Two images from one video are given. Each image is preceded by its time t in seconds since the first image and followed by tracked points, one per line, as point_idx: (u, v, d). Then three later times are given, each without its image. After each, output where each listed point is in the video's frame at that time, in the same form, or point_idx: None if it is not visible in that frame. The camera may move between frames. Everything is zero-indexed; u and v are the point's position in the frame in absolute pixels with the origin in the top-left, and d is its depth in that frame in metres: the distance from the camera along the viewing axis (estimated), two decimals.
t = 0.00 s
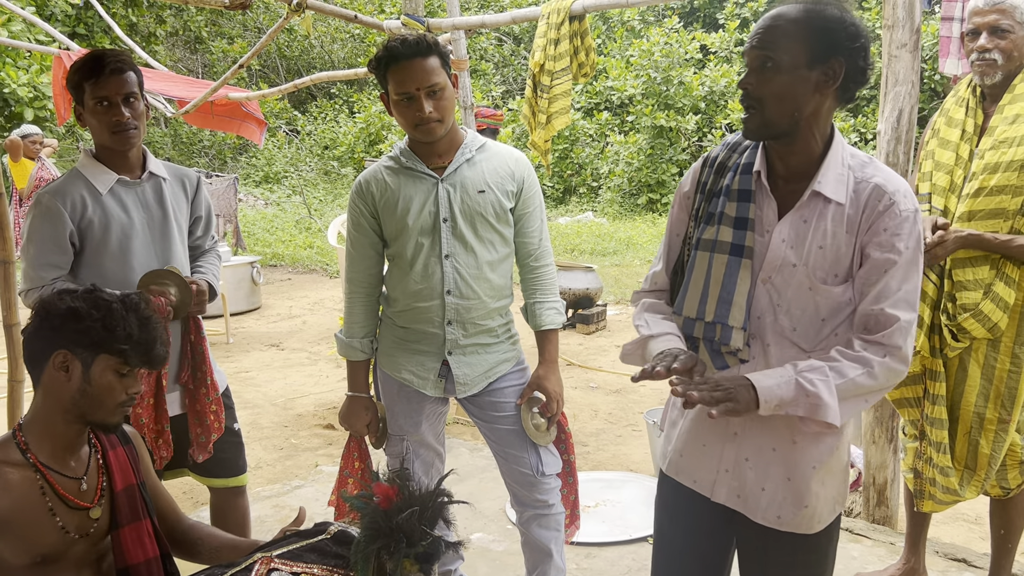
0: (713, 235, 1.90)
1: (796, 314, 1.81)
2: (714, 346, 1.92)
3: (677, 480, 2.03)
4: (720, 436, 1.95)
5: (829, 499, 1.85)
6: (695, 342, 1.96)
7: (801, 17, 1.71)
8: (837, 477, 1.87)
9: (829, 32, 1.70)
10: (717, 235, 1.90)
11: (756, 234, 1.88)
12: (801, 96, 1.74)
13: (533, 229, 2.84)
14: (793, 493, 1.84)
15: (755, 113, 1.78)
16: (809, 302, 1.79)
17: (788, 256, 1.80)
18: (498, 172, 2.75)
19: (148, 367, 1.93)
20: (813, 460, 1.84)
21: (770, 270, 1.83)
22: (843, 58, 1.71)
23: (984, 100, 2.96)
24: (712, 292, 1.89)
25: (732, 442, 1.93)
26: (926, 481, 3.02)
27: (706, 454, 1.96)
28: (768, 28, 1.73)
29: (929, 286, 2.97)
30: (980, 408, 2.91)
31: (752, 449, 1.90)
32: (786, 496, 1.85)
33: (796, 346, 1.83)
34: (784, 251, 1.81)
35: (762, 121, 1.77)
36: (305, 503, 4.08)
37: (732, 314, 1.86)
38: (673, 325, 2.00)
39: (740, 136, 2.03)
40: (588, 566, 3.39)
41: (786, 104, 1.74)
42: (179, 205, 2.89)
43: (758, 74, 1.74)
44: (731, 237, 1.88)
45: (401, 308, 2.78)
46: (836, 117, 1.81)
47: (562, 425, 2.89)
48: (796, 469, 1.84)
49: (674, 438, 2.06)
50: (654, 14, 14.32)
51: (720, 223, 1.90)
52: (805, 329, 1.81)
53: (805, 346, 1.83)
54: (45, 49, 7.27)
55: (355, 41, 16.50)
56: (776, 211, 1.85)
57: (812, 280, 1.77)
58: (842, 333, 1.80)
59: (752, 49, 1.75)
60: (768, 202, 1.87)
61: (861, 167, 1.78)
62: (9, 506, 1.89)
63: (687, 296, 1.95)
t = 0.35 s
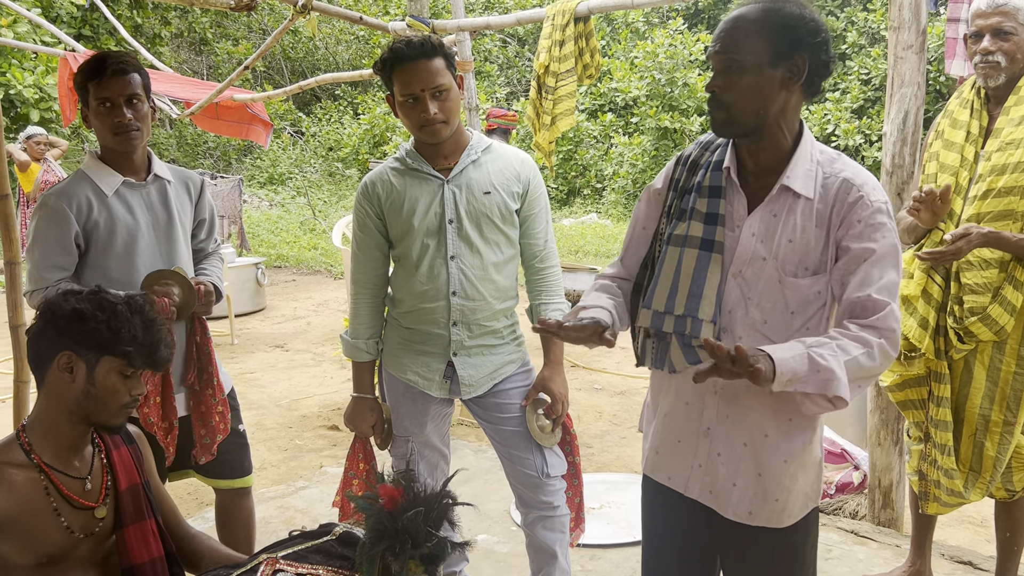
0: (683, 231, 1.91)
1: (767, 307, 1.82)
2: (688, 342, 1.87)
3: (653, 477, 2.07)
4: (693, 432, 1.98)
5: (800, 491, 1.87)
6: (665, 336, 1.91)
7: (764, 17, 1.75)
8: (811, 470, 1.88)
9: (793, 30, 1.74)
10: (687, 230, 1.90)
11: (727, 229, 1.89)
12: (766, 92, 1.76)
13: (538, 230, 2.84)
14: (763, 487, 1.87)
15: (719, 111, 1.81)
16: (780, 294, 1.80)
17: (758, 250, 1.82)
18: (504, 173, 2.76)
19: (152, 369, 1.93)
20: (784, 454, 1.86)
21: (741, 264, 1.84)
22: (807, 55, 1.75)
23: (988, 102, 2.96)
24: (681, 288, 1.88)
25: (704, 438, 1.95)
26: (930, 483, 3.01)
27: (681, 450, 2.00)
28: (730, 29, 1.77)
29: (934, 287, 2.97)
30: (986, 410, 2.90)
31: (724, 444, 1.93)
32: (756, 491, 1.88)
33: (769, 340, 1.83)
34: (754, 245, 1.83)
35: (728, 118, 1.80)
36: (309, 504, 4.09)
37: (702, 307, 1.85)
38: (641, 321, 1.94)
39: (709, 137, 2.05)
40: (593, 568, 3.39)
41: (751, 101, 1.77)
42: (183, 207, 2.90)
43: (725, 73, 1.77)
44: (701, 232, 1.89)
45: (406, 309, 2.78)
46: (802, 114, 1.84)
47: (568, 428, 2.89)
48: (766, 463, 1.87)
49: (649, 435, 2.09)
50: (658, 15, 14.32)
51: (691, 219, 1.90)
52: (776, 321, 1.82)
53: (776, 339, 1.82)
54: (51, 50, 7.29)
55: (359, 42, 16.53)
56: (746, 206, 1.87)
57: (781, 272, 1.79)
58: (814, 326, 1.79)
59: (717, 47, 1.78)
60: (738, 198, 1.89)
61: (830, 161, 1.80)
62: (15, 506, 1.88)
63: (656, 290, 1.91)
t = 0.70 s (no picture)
0: (660, 233, 1.97)
1: (746, 305, 1.85)
2: (668, 342, 1.94)
3: (641, 477, 2.09)
4: (678, 432, 2.00)
5: (786, 490, 1.88)
6: (648, 338, 1.99)
7: (742, 16, 1.82)
8: (796, 469, 1.90)
9: (768, 30, 1.81)
10: (663, 232, 1.96)
11: (703, 230, 1.94)
12: (739, 89, 1.83)
13: (546, 230, 2.84)
14: (747, 485, 1.89)
15: (691, 107, 1.88)
16: (758, 292, 1.83)
17: (734, 249, 1.86)
18: (511, 175, 2.75)
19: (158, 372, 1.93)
20: (768, 454, 1.88)
21: (718, 263, 1.88)
22: (781, 54, 1.81)
23: (995, 102, 2.94)
24: (659, 289, 1.94)
25: (688, 438, 1.97)
26: (941, 485, 3.01)
27: (666, 451, 2.02)
28: (708, 25, 1.84)
29: (945, 288, 2.94)
30: (997, 412, 2.88)
31: (708, 443, 1.94)
32: (741, 489, 1.90)
33: (748, 337, 1.85)
34: (729, 244, 1.87)
35: (698, 112, 1.87)
36: (316, 506, 4.09)
37: (679, 308, 1.91)
38: (625, 323, 2.02)
39: (684, 141, 2.11)
40: (599, 570, 3.38)
41: (722, 97, 1.83)
42: (190, 209, 2.90)
43: (699, 69, 1.84)
44: (677, 234, 1.94)
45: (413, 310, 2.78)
46: (775, 113, 1.90)
47: (575, 429, 2.89)
48: (750, 462, 1.89)
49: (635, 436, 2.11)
50: (664, 16, 14.31)
51: (667, 220, 1.96)
52: (754, 319, 1.84)
53: (757, 337, 1.85)
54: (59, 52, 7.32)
55: (366, 44, 16.56)
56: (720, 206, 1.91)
57: (757, 271, 1.83)
58: (796, 324, 1.82)
59: (694, 43, 1.86)
60: (714, 198, 1.93)
61: (804, 159, 1.84)
62: (20, 508, 1.88)
63: (637, 295, 1.99)
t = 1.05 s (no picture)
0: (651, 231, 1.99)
1: (734, 303, 1.87)
2: (661, 339, 1.98)
3: (638, 477, 2.10)
4: (673, 431, 2.00)
5: (780, 486, 1.87)
6: (642, 335, 2.01)
7: (739, 18, 1.82)
8: (789, 465, 1.89)
9: (761, 32, 1.81)
10: (655, 231, 1.98)
11: (694, 229, 1.96)
12: (730, 90, 1.82)
13: (553, 231, 2.85)
14: (741, 482, 1.88)
15: (683, 105, 1.88)
16: (745, 290, 1.86)
17: (722, 248, 1.88)
18: (518, 175, 2.76)
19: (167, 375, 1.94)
20: (760, 449, 1.86)
21: (707, 262, 1.91)
22: (773, 56, 1.81)
23: (1003, 103, 2.93)
24: (652, 286, 1.97)
25: (682, 436, 1.97)
26: (947, 486, 3.00)
27: (662, 449, 2.02)
28: (705, 24, 1.84)
29: (950, 289, 2.93)
30: (1003, 413, 2.87)
31: (701, 441, 1.94)
32: (734, 486, 1.89)
33: (736, 335, 1.88)
34: (717, 243, 1.89)
35: (686, 109, 1.87)
36: (323, 506, 4.09)
37: (671, 306, 1.94)
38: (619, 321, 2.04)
39: (680, 139, 2.11)
40: (606, 571, 3.38)
41: (711, 97, 1.83)
42: (198, 209, 2.91)
43: (692, 66, 1.84)
44: (669, 232, 1.96)
45: (421, 311, 2.78)
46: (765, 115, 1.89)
47: (583, 429, 2.88)
48: (742, 458, 1.88)
49: (631, 436, 2.11)
50: (670, 16, 14.29)
51: (659, 219, 1.99)
52: (743, 317, 1.87)
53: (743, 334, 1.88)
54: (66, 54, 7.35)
55: (371, 45, 16.59)
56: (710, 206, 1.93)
57: (744, 270, 1.85)
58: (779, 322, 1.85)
59: (688, 42, 1.86)
60: (704, 198, 1.95)
61: (793, 158, 1.83)
62: (31, 509, 1.87)
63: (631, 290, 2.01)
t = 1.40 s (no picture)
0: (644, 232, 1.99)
1: (725, 303, 1.87)
2: (654, 339, 1.95)
3: (633, 474, 2.11)
4: (667, 429, 2.01)
5: (773, 484, 1.87)
6: (636, 335, 1.99)
7: (741, 22, 1.83)
8: (781, 463, 1.89)
9: (763, 36, 1.82)
10: (648, 231, 1.98)
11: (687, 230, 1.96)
12: (727, 92, 1.84)
13: (559, 232, 2.85)
14: (734, 480, 1.89)
15: (674, 103, 1.90)
16: (736, 291, 1.86)
17: (715, 249, 1.88)
18: (525, 177, 2.76)
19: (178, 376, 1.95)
20: (751, 448, 1.87)
21: (700, 263, 1.91)
22: (772, 60, 1.82)
23: (1012, 102, 2.92)
24: (645, 287, 1.96)
25: (676, 434, 1.98)
26: (957, 488, 3.00)
27: (658, 447, 2.03)
28: (707, 25, 1.85)
29: (961, 290, 2.93)
30: (1013, 413, 2.86)
31: (695, 439, 1.95)
32: (728, 484, 1.90)
33: (727, 336, 1.87)
34: (710, 244, 1.89)
35: (679, 108, 1.89)
36: (331, 507, 4.11)
37: (661, 307, 1.93)
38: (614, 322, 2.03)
39: (674, 142, 2.11)
40: (613, 571, 3.38)
41: (705, 96, 1.85)
42: (208, 211, 2.93)
43: (692, 66, 1.85)
44: (661, 233, 1.96)
45: (428, 313, 2.79)
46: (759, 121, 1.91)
47: (590, 430, 2.89)
48: (734, 456, 1.89)
49: (626, 434, 2.11)
50: (676, 17, 14.29)
51: (652, 220, 1.98)
52: (734, 318, 1.86)
53: (735, 335, 1.87)
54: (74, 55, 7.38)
55: (377, 46, 16.64)
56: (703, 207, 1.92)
57: (735, 271, 1.85)
58: (771, 324, 1.84)
59: (689, 43, 1.87)
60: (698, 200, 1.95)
61: (787, 160, 1.84)
62: (41, 510, 1.88)
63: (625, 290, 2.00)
